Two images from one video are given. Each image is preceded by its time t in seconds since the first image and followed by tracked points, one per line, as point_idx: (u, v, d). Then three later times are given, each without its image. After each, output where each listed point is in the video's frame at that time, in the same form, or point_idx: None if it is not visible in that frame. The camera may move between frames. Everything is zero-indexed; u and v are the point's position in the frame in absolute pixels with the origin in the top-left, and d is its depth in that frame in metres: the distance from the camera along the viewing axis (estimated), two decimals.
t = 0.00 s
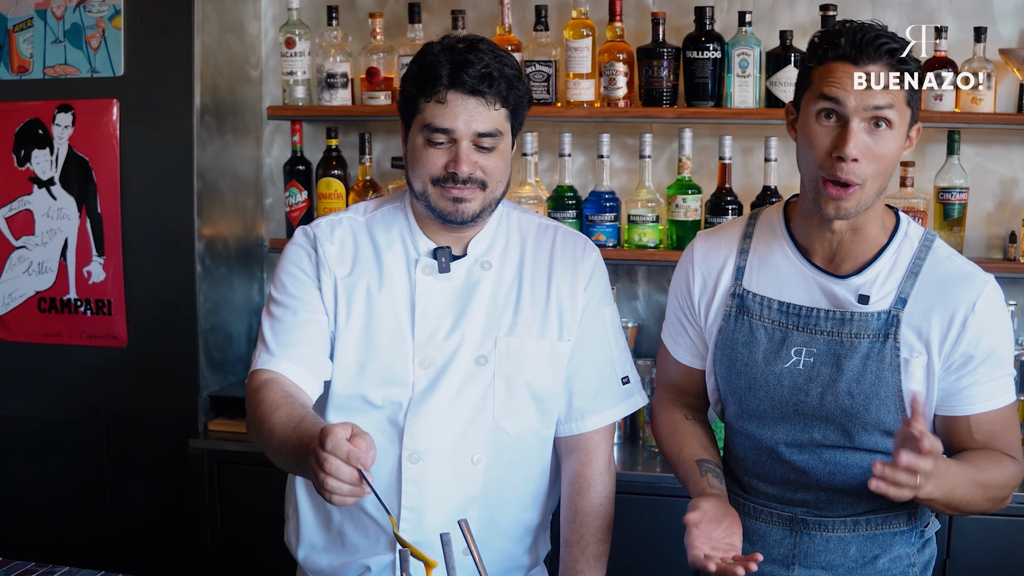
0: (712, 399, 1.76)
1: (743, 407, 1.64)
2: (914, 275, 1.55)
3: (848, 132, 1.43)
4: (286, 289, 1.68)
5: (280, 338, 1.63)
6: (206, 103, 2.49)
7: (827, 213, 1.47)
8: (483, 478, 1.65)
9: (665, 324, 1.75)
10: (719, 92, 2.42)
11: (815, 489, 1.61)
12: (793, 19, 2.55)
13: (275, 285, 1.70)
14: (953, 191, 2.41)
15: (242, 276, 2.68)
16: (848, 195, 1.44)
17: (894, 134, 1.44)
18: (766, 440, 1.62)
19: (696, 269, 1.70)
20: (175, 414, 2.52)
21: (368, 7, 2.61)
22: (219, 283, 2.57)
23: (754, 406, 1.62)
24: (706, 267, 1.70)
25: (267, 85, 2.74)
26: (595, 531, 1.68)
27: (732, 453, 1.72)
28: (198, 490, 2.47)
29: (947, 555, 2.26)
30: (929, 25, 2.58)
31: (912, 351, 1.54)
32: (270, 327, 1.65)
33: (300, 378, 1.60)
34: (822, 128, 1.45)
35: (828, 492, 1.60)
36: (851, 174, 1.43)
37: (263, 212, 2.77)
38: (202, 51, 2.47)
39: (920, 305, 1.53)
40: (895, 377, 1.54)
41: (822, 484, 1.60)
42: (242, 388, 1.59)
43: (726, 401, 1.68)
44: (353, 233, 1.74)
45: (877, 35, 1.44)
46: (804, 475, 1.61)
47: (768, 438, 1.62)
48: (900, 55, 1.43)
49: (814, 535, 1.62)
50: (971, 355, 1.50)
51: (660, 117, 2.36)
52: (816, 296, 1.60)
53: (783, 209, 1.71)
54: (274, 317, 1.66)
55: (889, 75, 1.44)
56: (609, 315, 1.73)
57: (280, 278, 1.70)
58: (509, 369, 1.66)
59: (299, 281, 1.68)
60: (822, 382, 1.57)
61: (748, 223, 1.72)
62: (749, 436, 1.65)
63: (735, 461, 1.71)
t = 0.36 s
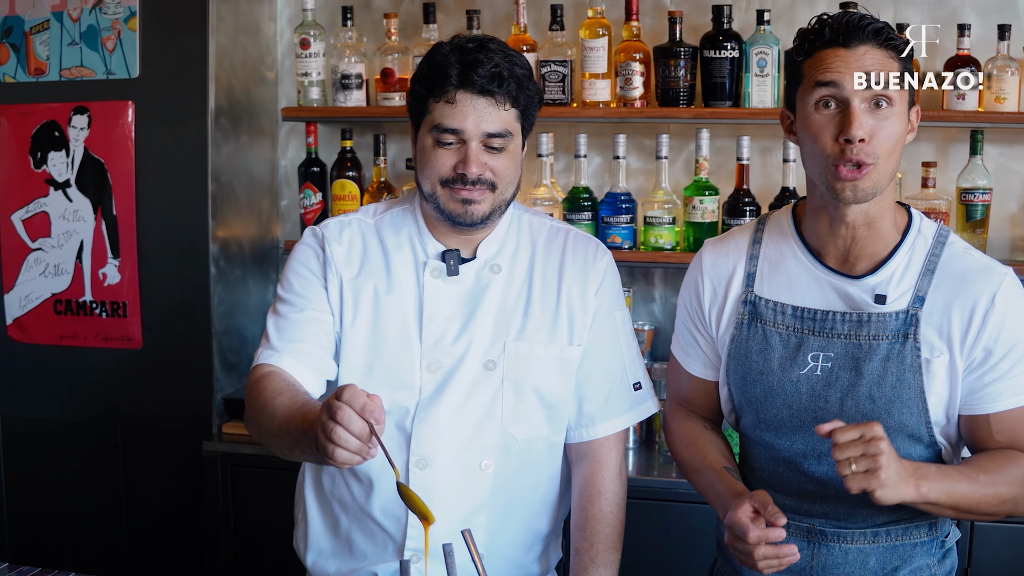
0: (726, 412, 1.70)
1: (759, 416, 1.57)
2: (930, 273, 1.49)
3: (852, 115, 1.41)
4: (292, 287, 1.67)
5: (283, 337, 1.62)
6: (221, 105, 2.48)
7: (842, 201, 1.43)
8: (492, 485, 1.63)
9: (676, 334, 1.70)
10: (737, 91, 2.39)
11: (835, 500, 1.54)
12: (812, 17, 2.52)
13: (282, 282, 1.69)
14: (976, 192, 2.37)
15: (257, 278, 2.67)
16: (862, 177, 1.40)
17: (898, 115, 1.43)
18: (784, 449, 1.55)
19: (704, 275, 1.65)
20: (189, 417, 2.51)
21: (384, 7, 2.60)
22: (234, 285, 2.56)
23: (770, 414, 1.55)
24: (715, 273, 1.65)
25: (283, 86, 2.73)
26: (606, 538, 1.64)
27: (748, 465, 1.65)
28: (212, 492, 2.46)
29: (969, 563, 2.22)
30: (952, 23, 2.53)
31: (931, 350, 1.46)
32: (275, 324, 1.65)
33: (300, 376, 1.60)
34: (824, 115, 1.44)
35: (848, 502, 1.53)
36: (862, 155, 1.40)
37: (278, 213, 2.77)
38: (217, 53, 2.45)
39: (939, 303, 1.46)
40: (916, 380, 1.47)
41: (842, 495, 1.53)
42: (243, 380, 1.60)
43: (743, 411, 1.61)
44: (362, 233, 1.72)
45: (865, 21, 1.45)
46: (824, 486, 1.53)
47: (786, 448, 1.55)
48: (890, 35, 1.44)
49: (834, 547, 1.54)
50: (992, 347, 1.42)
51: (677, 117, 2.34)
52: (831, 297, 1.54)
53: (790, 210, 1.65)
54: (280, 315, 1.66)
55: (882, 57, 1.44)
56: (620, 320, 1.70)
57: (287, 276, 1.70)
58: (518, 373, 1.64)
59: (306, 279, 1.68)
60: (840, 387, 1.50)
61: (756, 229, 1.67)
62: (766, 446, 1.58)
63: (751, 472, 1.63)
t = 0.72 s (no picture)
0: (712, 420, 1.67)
1: (744, 427, 1.55)
2: (917, 281, 1.46)
3: (816, 133, 1.39)
4: (269, 288, 1.63)
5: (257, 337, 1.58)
6: (210, 104, 2.44)
7: (812, 218, 1.42)
8: (474, 495, 1.59)
9: (661, 341, 1.67)
10: (733, 89, 2.34)
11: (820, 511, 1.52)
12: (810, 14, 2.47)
13: (258, 282, 1.65)
14: (976, 192, 2.32)
15: (247, 279, 2.64)
16: (827, 197, 1.39)
17: (869, 125, 1.39)
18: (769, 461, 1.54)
19: (688, 281, 1.63)
20: (178, 420, 2.47)
21: (375, 5, 2.56)
22: (223, 287, 2.53)
23: (754, 426, 1.54)
24: (698, 281, 1.62)
25: (274, 86, 2.70)
26: (592, 548, 1.61)
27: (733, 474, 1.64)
28: (199, 497, 2.43)
29: (968, 570, 2.18)
30: (953, 19, 2.49)
31: (917, 361, 1.44)
32: (250, 323, 1.61)
33: (274, 375, 1.56)
34: (789, 133, 1.42)
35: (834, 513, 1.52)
36: (823, 177, 1.38)
37: (269, 214, 2.74)
38: (206, 51, 2.41)
39: (926, 313, 1.44)
40: (902, 392, 1.44)
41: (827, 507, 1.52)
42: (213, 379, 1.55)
43: (727, 421, 1.60)
44: (343, 234, 1.68)
45: (834, 27, 1.39)
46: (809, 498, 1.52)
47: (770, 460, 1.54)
48: (858, 44, 1.38)
49: (821, 559, 1.52)
50: (981, 360, 1.39)
51: (672, 116, 2.29)
52: (814, 306, 1.52)
53: (775, 216, 1.63)
54: (255, 315, 1.61)
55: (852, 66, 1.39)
56: (608, 324, 1.66)
57: (264, 275, 1.66)
58: (500, 380, 1.60)
59: (283, 280, 1.63)
60: (824, 399, 1.48)
61: (742, 234, 1.64)
62: (750, 457, 1.56)
63: (736, 482, 1.62)
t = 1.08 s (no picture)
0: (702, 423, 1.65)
1: (724, 426, 1.56)
2: (896, 279, 1.43)
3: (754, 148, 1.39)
4: (221, 295, 1.57)
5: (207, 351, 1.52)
6: (179, 102, 2.38)
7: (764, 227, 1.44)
8: (433, 508, 1.53)
9: (653, 338, 1.67)
10: (715, 86, 2.26)
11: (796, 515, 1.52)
12: (794, 9, 2.41)
13: (211, 288, 1.59)
14: (966, 191, 2.26)
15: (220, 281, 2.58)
16: (767, 211, 1.41)
17: (811, 144, 1.37)
18: (745, 461, 1.54)
19: (680, 277, 1.63)
20: (148, 426, 2.41)
21: None
22: (194, 289, 2.47)
23: (733, 425, 1.54)
24: (689, 276, 1.63)
25: (247, 83, 2.65)
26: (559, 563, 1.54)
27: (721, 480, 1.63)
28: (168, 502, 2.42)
29: None
30: (942, 14, 2.42)
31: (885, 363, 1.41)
32: (200, 333, 1.55)
33: (225, 388, 1.49)
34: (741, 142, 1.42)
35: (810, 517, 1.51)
36: (760, 193, 1.40)
37: (242, 214, 2.68)
38: (175, 48, 2.34)
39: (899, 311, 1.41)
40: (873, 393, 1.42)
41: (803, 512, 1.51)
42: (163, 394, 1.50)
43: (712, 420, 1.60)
44: (298, 237, 1.62)
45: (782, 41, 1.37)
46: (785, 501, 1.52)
47: (747, 460, 1.54)
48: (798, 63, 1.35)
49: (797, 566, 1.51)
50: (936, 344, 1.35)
51: (652, 113, 2.22)
52: (794, 305, 1.52)
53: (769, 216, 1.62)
54: (207, 324, 1.55)
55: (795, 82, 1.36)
56: (573, 330, 1.59)
57: (217, 281, 1.59)
58: (460, 389, 1.54)
59: (235, 287, 1.57)
60: (796, 397, 1.48)
61: (734, 232, 1.63)
62: (732, 457, 1.57)
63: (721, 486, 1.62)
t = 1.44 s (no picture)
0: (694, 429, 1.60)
1: (713, 432, 1.50)
2: (886, 285, 1.36)
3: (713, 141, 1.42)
4: (181, 304, 1.49)
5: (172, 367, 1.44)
6: (155, 98, 2.32)
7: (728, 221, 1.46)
8: (401, 521, 1.47)
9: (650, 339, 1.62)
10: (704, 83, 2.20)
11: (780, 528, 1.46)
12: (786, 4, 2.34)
13: (171, 298, 1.51)
14: (963, 192, 2.19)
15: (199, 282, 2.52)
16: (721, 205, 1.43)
17: (755, 142, 1.37)
18: (731, 469, 1.48)
19: (676, 275, 1.58)
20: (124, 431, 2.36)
21: None
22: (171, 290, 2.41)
23: (719, 431, 1.48)
24: (684, 275, 1.58)
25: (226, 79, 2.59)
26: None
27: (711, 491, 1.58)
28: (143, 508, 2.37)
29: None
30: (938, 10, 2.35)
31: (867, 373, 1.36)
32: (164, 347, 1.47)
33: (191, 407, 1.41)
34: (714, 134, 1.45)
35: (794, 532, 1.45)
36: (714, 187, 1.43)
37: (223, 213, 2.62)
38: (150, 43, 2.28)
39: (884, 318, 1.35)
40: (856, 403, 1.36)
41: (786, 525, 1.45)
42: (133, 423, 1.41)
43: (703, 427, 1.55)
44: (262, 241, 1.56)
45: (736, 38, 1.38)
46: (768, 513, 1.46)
47: (733, 468, 1.48)
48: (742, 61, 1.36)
49: None
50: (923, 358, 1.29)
51: (639, 111, 2.16)
52: (777, 308, 1.46)
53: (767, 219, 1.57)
54: (168, 335, 1.48)
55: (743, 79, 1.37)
56: (549, 337, 1.53)
57: (177, 290, 1.51)
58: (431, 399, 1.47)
59: (197, 296, 1.49)
60: (780, 404, 1.42)
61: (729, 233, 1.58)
62: (720, 465, 1.51)
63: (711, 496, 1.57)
